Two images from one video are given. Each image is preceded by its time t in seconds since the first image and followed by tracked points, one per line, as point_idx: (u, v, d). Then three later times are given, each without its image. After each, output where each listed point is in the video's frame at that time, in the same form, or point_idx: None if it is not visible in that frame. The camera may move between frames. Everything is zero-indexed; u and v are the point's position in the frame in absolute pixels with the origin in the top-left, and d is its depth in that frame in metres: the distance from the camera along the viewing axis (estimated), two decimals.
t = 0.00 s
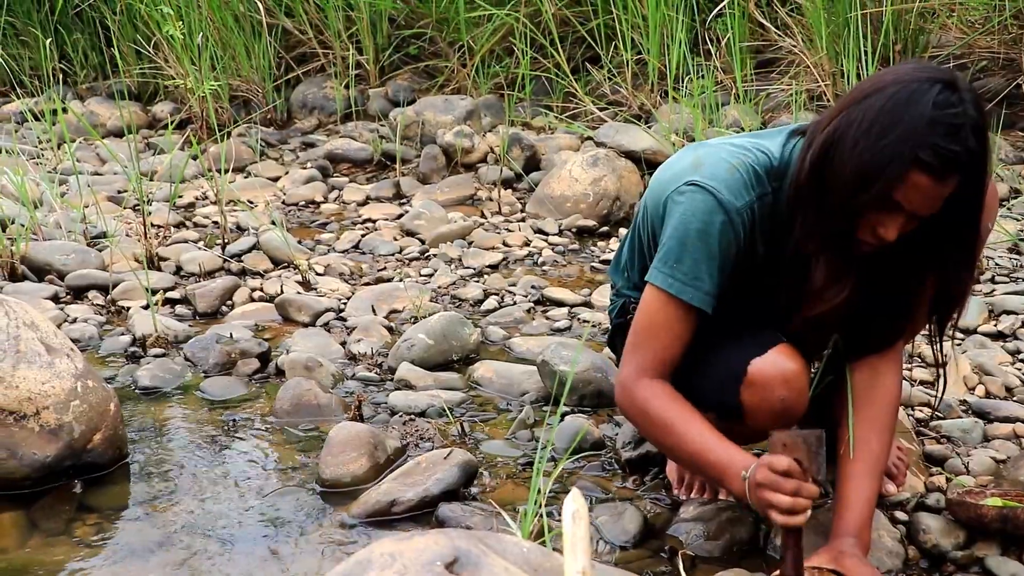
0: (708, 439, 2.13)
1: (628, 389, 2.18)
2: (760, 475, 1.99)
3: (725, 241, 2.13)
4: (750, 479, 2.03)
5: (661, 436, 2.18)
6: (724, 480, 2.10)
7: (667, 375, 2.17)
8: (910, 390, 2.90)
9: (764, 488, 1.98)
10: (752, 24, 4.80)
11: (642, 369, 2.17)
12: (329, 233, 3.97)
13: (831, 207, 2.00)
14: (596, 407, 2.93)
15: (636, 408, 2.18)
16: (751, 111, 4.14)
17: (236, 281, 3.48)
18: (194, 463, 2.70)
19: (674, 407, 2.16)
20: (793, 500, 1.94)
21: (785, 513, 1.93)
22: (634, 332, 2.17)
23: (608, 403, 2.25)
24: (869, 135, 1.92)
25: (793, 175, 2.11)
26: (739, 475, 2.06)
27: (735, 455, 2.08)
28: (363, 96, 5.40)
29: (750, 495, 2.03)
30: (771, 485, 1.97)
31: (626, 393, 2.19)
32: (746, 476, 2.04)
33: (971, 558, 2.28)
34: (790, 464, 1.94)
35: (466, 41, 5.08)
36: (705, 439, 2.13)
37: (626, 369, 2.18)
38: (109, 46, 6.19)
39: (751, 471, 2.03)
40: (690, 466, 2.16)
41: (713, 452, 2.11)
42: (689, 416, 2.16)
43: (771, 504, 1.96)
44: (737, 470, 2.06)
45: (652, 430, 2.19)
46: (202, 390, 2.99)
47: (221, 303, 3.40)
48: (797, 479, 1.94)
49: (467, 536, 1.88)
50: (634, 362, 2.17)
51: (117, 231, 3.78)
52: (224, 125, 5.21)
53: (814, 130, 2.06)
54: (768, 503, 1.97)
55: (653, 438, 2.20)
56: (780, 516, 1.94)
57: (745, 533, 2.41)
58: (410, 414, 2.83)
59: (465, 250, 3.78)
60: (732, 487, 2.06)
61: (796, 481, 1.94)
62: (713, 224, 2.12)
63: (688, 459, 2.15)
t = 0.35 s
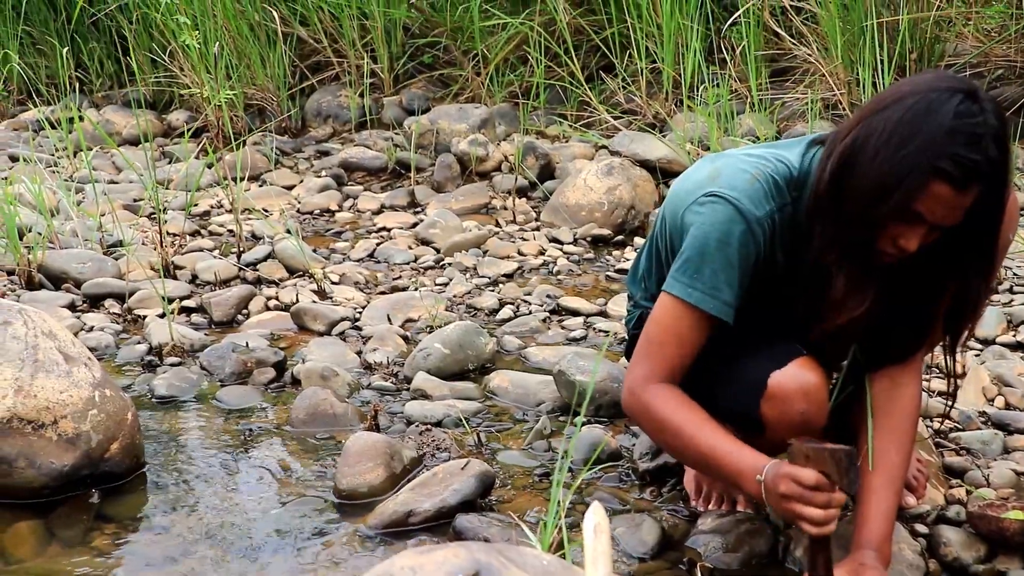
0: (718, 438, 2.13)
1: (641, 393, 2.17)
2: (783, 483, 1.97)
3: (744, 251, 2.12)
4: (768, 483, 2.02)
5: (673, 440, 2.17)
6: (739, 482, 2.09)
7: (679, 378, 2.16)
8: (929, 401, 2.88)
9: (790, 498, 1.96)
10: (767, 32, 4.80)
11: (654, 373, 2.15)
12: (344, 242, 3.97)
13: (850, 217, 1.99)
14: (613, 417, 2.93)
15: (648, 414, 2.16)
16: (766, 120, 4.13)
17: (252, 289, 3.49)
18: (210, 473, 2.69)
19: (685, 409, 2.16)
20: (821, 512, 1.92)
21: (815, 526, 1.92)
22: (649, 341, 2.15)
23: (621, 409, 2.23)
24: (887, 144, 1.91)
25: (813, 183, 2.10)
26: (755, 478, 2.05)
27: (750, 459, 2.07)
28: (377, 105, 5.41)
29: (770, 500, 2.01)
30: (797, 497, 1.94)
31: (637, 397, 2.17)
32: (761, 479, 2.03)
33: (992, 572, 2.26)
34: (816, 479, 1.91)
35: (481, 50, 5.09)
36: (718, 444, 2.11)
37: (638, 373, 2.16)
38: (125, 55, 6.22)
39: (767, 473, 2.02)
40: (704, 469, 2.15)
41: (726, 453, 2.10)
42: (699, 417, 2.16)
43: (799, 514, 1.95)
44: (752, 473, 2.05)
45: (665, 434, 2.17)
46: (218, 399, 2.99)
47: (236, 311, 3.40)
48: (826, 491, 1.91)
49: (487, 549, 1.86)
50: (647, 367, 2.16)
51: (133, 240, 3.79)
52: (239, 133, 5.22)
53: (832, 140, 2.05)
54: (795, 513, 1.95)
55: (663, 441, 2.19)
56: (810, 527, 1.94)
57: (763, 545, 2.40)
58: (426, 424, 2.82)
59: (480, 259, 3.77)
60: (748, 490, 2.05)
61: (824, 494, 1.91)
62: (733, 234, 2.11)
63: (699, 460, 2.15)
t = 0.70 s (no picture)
0: (754, 465, 2.11)
1: (676, 417, 2.15)
2: (819, 510, 1.98)
3: (773, 266, 2.10)
4: (804, 511, 2.02)
5: (708, 465, 2.15)
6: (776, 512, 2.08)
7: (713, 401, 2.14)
8: (958, 420, 2.86)
9: (826, 524, 1.98)
10: (789, 47, 4.80)
11: (692, 396, 2.14)
12: (367, 257, 3.99)
13: (875, 230, 1.99)
14: (639, 434, 2.92)
15: (683, 437, 2.15)
16: (788, 134, 4.13)
17: (276, 304, 3.50)
18: (236, 490, 2.70)
19: (719, 434, 2.14)
20: (859, 537, 1.96)
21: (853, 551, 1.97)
22: (681, 360, 2.15)
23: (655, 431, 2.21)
24: (913, 157, 1.90)
25: (839, 200, 2.09)
26: (793, 508, 2.04)
27: (786, 487, 2.07)
28: (399, 120, 5.43)
29: (806, 530, 2.03)
30: (834, 523, 1.97)
31: (672, 420, 2.16)
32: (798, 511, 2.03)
33: None
34: (854, 502, 1.96)
35: (503, 65, 5.11)
36: (755, 469, 2.11)
37: (673, 398, 2.15)
38: (149, 70, 6.28)
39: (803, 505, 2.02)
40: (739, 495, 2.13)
41: (764, 483, 2.09)
42: (733, 442, 2.14)
43: (835, 541, 1.98)
44: (789, 502, 2.05)
45: (698, 457, 2.16)
46: (244, 415, 2.99)
47: (261, 327, 3.41)
48: (863, 516, 1.96)
49: (517, 569, 1.86)
50: (681, 390, 2.15)
51: (158, 255, 3.82)
52: (261, 148, 5.25)
53: (859, 153, 2.04)
54: (831, 540, 1.98)
55: (696, 464, 2.17)
56: (846, 554, 1.99)
57: (791, 565, 2.35)
58: (451, 440, 2.82)
59: (503, 274, 3.78)
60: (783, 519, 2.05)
61: (861, 520, 1.96)
62: (761, 248, 2.09)
63: (734, 487, 2.13)
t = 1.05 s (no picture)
0: (773, 475, 2.10)
1: (693, 428, 2.12)
2: (855, 525, 1.97)
3: (805, 288, 2.08)
4: (832, 522, 2.01)
5: (727, 474, 2.13)
6: (799, 520, 2.07)
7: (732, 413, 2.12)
8: (990, 438, 2.84)
9: (863, 538, 1.97)
10: (815, 61, 4.80)
11: (703, 409, 2.11)
12: (393, 270, 4.00)
13: (909, 248, 1.98)
14: (668, 451, 2.92)
15: (702, 447, 2.12)
16: (815, 148, 4.13)
17: (303, 318, 3.51)
18: (264, 504, 2.70)
19: (738, 444, 2.12)
20: (899, 550, 1.96)
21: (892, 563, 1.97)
22: (698, 371, 2.11)
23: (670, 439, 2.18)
24: (947, 176, 1.89)
25: (872, 219, 2.07)
26: (818, 517, 2.04)
27: (811, 495, 2.06)
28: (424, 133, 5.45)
29: (835, 539, 2.03)
30: (872, 538, 1.96)
31: (689, 432, 2.12)
32: (826, 520, 2.03)
33: None
34: (892, 518, 1.93)
35: (528, 78, 5.12)
36: (776, 480, 2.09)
37: (690, 407, 2.11)
38: (175, 84, 6.33)
39: (833, 514, 2.02)
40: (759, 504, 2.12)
41: (787, 491, 2.08)
42: (752, 452, 2.13)
43: (874, 554, 1.98)
44: (815, 512, 2.04)
45: (717, 466, 2.13)
46: (272, 429, 3.00)
47: (288, 340, 3.42)
48: (901, 529, 1.94)
49: None
50: (699, 401, 2.11)
51: (185, 268, 3.84)
52: (287, 161, 5.29)
53: (891, 172, 2.03)
54: (869, 553, 1.98)
55: (713, 474, 2.15)
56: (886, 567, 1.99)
57: None
58: (480, 456, 2.82)
59: (530, 288, 3.78)
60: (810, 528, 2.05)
61: (900, 533, 1.95)
62: (792, 270, 2.06)
63: (752, 497, 2.11)
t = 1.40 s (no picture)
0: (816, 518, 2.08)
1: (737, 460, 2.10)
2: None
3: (839, 307, 2.06)
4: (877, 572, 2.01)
5: (769, 510, 2.11)
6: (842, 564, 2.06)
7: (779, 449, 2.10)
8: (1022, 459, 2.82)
9: None
10: (843, 76, 4.80)
11: (750, 443, 2.09)
12: (418, 283, 4.01)
13: (941, 267, 1.97)
14: (695, 468, 2.90)
15: (747, 482, 2.10)
16: (842, 163, 4.12)
17: (329, 331, 3.52)
18: (291, 518, 2.70)
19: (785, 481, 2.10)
20: None
21: None
22: (743, 403, 2.10)
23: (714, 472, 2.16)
24: (979, 195, 1.87)
25: (904, 234, 2.05)
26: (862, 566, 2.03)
27: (857, 544, 2.05)
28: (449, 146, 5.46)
29: None
30: None
31: (733, 463, 2.11)
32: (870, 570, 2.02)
33: None
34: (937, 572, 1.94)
35: (554, 92, 5.14)
36: (822, 523, 2.07)
37: (738, 442, 2.10)
38: (202, 95, 6.38)
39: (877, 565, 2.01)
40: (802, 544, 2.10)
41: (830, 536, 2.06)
42: (799, 492, 2.10)
43: None
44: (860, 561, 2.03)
45: (760, 503, 2.11)
46: (298, 442, 3.01)
47: (315, 353, 3.43)
48: None
49: None
50: (745, 435, 2.09)
51: (212, 280, 3.86)
52: (313, 174, 5.31)
53: (922, 191, 2.02)
54: None
55: (757, 511, 2.13)
56: None
57: None
58: (507, 472, 2.82)
59: (555, 303, 3.78)
60: None
61: None
62: (825, 289, 2.05)
63: (793, 537, 2.10)
